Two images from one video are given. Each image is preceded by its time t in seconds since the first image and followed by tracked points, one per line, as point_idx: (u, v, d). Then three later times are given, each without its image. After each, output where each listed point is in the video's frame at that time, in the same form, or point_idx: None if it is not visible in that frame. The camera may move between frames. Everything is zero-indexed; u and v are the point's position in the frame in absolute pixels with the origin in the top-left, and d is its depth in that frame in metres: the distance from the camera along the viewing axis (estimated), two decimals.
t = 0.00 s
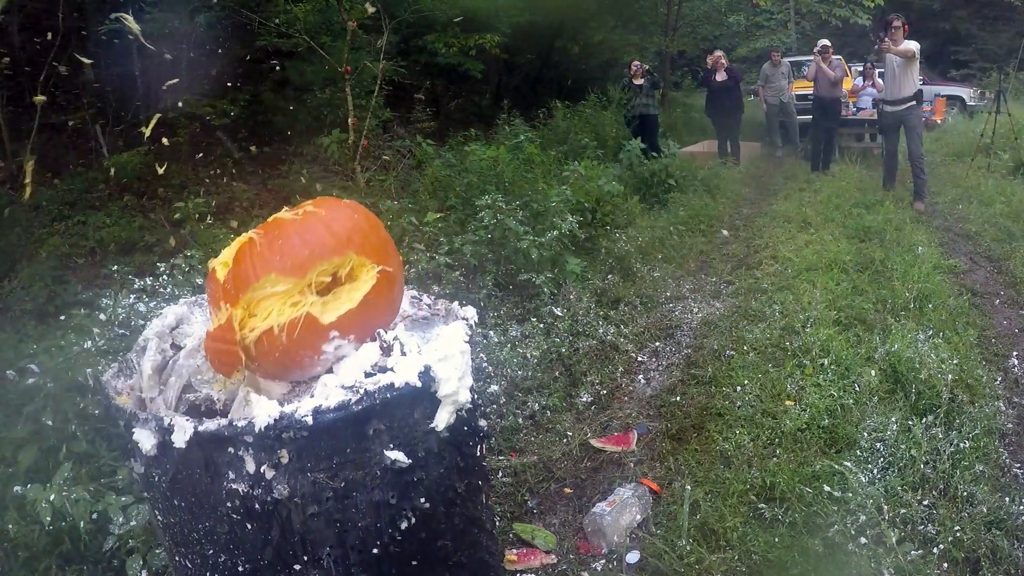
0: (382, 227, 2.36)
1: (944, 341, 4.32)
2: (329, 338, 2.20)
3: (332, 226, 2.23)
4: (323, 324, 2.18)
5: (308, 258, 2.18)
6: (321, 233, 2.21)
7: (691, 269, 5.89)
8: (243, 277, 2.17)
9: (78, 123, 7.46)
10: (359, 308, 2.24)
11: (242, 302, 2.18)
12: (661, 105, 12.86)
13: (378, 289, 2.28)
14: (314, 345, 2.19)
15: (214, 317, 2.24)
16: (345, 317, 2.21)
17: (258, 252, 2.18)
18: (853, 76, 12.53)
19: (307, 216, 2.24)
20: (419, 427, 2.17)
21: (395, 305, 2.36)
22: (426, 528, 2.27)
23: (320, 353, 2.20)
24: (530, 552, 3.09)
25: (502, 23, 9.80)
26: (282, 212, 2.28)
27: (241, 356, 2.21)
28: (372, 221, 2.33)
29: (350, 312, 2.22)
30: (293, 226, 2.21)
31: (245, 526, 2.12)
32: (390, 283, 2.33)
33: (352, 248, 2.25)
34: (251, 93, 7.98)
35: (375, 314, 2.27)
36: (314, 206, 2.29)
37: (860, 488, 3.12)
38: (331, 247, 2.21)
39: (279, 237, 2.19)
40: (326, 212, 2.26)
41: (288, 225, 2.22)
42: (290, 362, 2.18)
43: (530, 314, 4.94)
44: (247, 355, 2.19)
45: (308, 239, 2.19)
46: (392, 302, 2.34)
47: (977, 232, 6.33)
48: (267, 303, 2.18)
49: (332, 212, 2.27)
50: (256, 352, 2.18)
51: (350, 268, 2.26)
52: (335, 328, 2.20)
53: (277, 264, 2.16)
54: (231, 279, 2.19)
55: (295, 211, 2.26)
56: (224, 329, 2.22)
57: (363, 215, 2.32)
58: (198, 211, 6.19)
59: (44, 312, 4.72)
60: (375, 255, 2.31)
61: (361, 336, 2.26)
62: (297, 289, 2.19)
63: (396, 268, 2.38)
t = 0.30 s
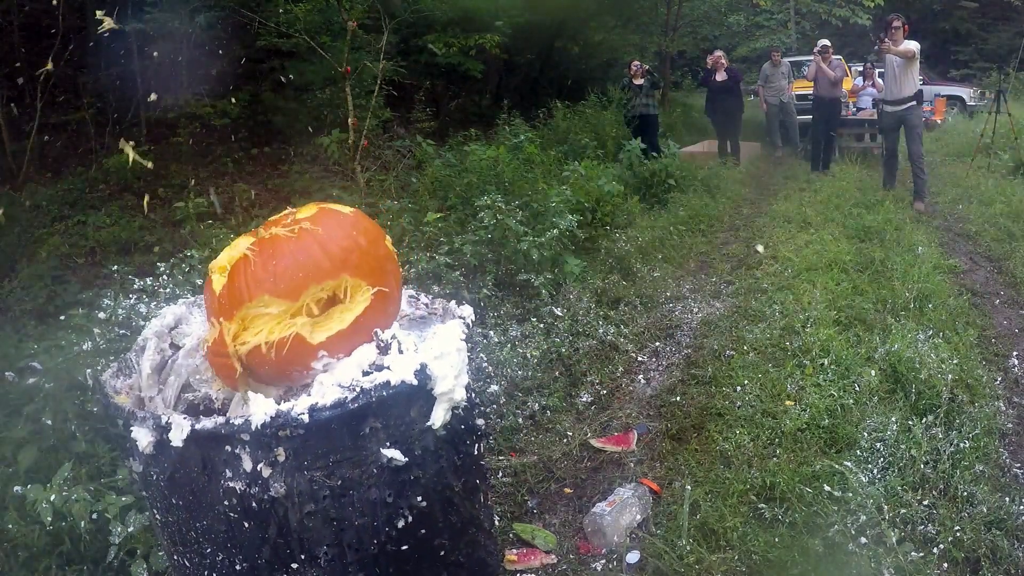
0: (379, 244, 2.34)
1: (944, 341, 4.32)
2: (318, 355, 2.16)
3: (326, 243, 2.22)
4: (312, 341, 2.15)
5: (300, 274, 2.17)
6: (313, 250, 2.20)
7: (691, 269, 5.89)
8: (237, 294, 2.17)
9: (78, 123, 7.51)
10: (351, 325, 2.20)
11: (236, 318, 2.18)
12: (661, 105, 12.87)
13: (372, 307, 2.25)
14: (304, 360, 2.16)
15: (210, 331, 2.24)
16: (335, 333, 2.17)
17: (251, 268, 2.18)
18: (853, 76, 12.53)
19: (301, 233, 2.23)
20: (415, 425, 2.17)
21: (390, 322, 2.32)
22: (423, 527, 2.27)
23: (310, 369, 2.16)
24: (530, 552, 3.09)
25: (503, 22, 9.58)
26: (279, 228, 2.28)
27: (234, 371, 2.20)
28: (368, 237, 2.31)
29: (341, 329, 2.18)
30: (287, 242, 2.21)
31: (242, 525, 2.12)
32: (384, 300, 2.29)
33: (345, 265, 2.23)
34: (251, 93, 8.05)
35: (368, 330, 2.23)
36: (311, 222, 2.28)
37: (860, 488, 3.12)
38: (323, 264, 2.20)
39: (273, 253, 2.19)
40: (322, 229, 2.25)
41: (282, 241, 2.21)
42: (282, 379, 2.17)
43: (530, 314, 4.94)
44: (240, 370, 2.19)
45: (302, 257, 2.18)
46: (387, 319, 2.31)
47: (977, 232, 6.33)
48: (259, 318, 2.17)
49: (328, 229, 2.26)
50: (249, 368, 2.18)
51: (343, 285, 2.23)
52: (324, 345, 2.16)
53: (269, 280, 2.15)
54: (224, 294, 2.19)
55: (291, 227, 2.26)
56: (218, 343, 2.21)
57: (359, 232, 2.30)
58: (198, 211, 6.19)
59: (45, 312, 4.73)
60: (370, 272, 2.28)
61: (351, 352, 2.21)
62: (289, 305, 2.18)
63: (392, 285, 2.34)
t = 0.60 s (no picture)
0: (377, 246, 2.33)
1: (944, 341, 4.32)
2: (316, 359, 2.15)
3: (322, 245, 2.21)
4: (309, 345, 2.14)
5: (295, 277, 2.15)
6: (309, 252, 2.19)
7: (691, 269, 5.89)
8: (233, 295, 2.16)
9: (78, 122, 7.53)
10: (348, 329, 2.19)
11: (232, 319, 2.17)
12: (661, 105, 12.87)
13: (369, 310, 2.24)
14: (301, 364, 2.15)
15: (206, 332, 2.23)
16: (332, 337, 2.16)
17: (246, 270, 2.16)
18: (853, 76, 12.53)
19: (297, 234, 2.22)
20: (415, 430, 2.16)
21: (388, 325, 2.32)
22: (424, 532, 2.27)
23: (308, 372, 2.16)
24: (530, 552, 3.08)
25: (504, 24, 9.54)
26: (274, 228, 2.27)
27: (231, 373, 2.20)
28: (365, 239, 2.30)
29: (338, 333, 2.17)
30: (283, 243, 2.20)
31: (242, 531, 2.12)
32: (382, 303, 2.29)
33: (342, 268, 2.22)
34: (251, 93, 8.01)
35: (366, 334, 2.22)
36: (307, 223, 2.27)
37: (860, 488, 3.11)
38: (319, 266, 2.18)
39: (268, 255, 2.18)
40: (318, 230, 2.24)
41: (278, 242, 2.20)
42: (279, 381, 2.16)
43: (530, 314, 4.93)
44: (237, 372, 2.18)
45: (297, 259, 2.17)
46: (385, 322, 2.30)
47: (977, 232, 6.33)
48: (254, 320, 2.16)
49: (324, 230, 2.24)
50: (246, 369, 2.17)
51: (340, 288, 2.22)
52: (322, 349, 2.15)
53: (263, 282, 2.14)
54: (220, 296, 2.18)
55: (287, 228, 2.25)
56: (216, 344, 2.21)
57: (356, 233, 2.28)
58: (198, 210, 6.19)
59: (45, 311, 4.73)
60: (367, 275, 2.27)
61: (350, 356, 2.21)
62: (285, 307, 2.17)
63: (389, 287, 2.34)
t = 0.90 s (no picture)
0: (377, 255, 2.33)
1: (944, 341, 4.32)
2: (318, 372, 2.15)
3: (322, 256, 2.21)
4: (311, 357, 2.14)
5: (295, 288, 2.15)
6: (309, 263, 2.18)
7: (691, 269, 5.90)
8: (233, 307, 2.15)
9: (78, 122, 7.54)
10: (350, 341, 2.19)
11: (233, 332, 2.16)
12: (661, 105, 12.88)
13: (371, 321, 2.25)
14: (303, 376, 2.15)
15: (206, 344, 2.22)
16: (334, 349, 2.16)
17: (246, 282, 2.15)
18: (853, 75, 12.54)
19: (297, 245, 2.21)
20: (421, 446, 2.16)
21: (389, 335, 2.32)
22: (429, 546, 2.27)
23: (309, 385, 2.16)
24: (530, 552, 3.09)
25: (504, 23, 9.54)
26: (272, 238, 2.27)
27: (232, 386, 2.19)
28: (365, 248, 2.30)
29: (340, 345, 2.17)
30: (282, 254, 2.19)
31: (244, 549, 2.13)
32: (383, 314, 2.30)
33: (343, 278, 2.22)
34: (252, 93, 8.01)
35: (368, 346, 2.22)
36: (306, 233, 2.27)
37: (860, 488, 3.12)
38: (319, 277, 2.18)
39: (267, 266, 2.17)
40: (317, 240, 2.24)
41: (277, 253, 2.20)
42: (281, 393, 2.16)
43: (530, 314, 4.93)
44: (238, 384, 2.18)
45: (298, 270, 2.16)
46: (386, 332, 2.30)
47: (977, 232, 6.33)
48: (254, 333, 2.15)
49: (324, 240, 2.25)
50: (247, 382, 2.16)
51: (341, 298, 2.22)
52: (324, 362, 2.15)
53: (262, 294, 2.13)
54: (218, 308, 2.17)
55: (285, 238, 2.24)
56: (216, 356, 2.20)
57: (356, 242, 2.29)
58: (198, 210, 6.19)
59: (44, 311, 4.73)
60: (368, 285, 2.27)
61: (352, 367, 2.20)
62: (285, 319, 2.16)
63: (390, 297, 2.34)
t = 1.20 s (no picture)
0: (377, 252, 2.33)
1: (944, 341, 4.32)
2: (316, 366, 2.14)
3: (322, 251, 2.21)
4: (309, 351, 2.13)
5: (294, 283, 2.15)
6: (308, 258, 2.18)
7: (691, 269, 5.90)
8: (232, 301, 2.14)
9: (78, 122, 7.54)
10: (349, 336, 2.18)
11: (232, 326, 2.16)
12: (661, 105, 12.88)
13: (371, 317, 2.24)
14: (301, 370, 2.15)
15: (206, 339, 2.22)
16: (332, 343, 2.16)
17: (245, 276, 2.15)
18: (852, 75, 12.55)
19: (297, 240, 2.22)
20: (417, 440, 2.15)
21: (388, 332, 2.31)
22: (425, 540, 2.27)
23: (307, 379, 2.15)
24: (530, 552, 3.09)
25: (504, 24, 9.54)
26: (272, 234, 2.26)
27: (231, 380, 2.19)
28: (366, 245, 2.30)
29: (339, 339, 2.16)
30: (282, 249, 2.19)
31: (242, 542, 2.13)
32: (382, 310, 2.29)
33: (342, 274, 2.22)
34: (251, 93, 8.01)
35: (367, 341, 2.21)
36: (306, 229, 2.27)
37: (860, 488, 3.11)
38: (319, 272, 2.18)
39: (266, 261, 2.17)
40: (317, 237, 2.24)
41: (277, 248, 2.20)
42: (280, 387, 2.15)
43: (530, 314, 4.93)
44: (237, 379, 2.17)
45: (297, 264, 2.16)
46: (385, 329, 2.30)
47: (977, 232, 6.33)
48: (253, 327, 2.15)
49: (323, 236, 2.24)
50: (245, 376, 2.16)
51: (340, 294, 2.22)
52: (322, 356, 2.14)
53: (262, 288, 2.13)
54: (218, 302, 2.17)
55: (286, 234, 2.24)
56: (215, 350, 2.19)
57: (357, 239, 2.29)
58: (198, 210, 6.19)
59: (45, 311, 4.74)
60: (368, 281, 2.27)
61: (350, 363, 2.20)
62: (284, 314, 2.16)
63: (389, 294, 2.34)
